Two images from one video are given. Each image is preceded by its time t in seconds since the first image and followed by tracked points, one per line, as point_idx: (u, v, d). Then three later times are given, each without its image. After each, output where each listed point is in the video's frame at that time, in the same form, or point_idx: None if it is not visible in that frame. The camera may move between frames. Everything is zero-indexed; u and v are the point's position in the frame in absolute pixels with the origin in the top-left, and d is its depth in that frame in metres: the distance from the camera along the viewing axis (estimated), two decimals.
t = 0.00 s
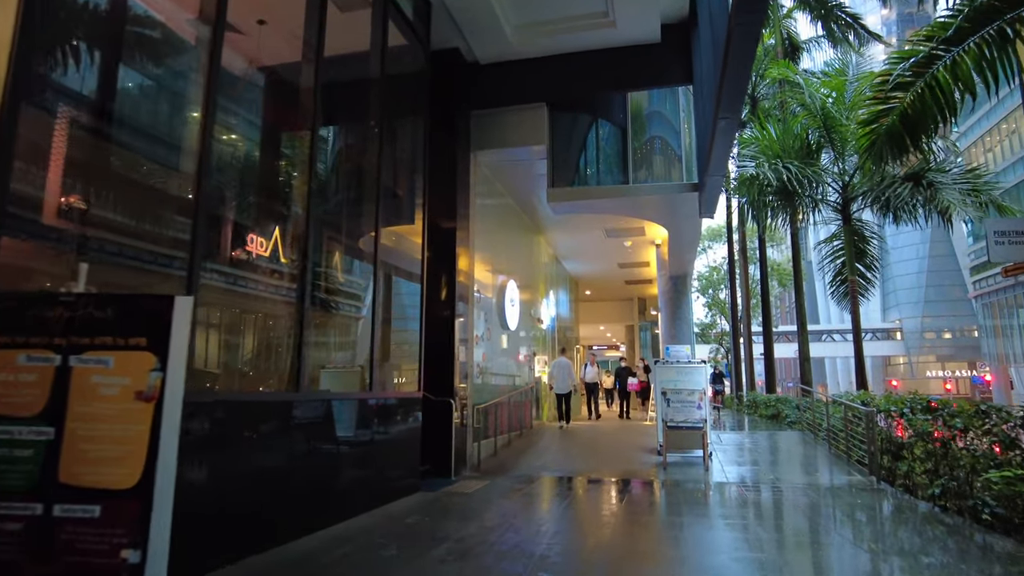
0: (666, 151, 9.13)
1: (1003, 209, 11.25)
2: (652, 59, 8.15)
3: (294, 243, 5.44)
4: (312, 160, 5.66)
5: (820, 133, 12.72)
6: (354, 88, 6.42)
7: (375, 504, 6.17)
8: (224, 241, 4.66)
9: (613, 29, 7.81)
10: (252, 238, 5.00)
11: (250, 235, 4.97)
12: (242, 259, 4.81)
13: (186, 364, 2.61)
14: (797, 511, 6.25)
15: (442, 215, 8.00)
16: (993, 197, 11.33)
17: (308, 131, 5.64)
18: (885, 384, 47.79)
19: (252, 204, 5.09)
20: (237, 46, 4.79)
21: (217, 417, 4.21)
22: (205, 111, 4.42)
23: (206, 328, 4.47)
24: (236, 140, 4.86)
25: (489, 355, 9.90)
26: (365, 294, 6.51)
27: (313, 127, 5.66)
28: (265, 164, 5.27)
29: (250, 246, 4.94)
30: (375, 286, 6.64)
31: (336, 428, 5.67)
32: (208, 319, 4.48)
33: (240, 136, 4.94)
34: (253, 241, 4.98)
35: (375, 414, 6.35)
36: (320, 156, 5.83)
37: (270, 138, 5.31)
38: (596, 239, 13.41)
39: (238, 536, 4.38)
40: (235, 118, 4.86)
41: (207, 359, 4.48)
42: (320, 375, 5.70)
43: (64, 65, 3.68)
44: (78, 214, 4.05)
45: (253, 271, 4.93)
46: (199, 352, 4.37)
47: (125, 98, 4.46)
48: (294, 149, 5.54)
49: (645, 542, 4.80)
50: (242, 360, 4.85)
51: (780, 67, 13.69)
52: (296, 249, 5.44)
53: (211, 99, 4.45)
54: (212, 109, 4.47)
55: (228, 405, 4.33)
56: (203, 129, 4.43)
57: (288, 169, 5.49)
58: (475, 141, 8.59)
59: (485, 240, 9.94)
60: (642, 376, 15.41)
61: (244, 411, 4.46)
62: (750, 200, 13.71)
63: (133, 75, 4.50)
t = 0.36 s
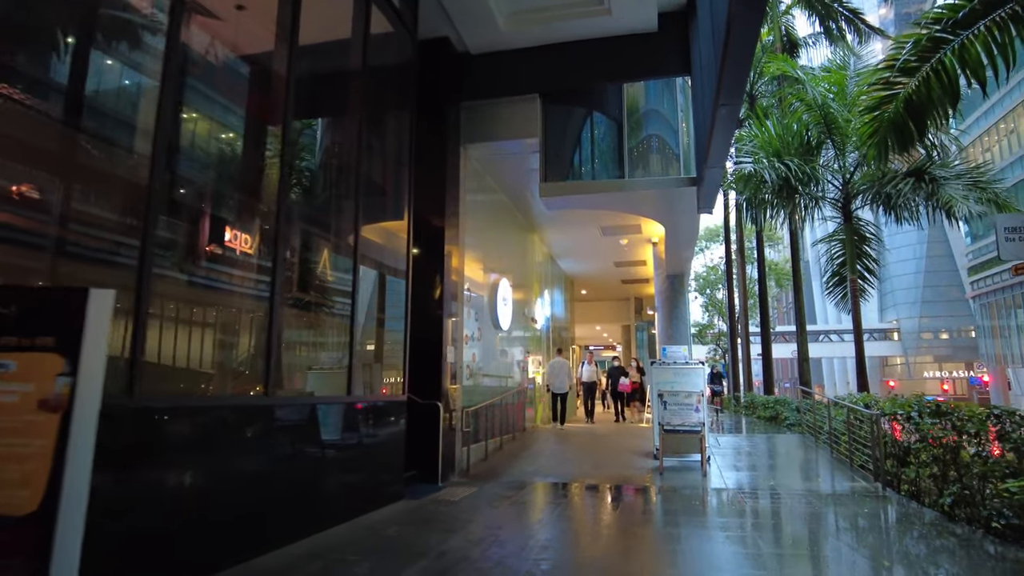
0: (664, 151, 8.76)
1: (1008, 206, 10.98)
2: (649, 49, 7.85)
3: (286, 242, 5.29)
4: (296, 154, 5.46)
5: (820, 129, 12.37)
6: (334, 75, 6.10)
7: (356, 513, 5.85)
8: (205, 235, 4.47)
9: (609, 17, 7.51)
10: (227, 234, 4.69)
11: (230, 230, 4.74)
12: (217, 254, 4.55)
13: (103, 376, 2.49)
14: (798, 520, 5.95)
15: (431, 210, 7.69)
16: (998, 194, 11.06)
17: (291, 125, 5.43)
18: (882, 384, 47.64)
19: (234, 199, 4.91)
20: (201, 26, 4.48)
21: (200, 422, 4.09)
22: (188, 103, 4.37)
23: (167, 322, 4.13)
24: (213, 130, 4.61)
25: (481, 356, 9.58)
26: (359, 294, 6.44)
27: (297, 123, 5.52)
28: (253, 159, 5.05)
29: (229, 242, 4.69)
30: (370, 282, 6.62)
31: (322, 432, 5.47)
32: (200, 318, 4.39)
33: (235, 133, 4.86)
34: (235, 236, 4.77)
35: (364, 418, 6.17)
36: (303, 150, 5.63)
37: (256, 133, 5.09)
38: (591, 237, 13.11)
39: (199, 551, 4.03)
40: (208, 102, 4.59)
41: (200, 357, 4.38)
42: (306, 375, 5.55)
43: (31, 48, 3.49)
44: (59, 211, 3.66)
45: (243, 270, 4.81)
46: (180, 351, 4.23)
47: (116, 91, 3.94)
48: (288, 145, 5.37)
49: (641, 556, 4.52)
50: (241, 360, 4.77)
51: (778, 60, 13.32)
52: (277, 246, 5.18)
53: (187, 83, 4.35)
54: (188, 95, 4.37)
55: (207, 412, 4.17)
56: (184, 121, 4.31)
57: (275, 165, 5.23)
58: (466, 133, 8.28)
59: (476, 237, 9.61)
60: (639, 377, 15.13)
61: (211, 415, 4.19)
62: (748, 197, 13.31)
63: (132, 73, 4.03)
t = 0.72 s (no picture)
0: (660, 150, 8.40)
1: (1012, 204, 10.70)
2: (643, 39, 7.55)
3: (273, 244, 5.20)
4: (274, 150, 5.28)
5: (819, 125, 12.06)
6: (312, 63, 5.78)
7: (335, 526, 5.54)
8: (177, 229, 4.20)
9: (602, 5, 7.22)
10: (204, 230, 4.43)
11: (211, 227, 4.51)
12: (188, 252, 4.26)
13: None
14: (799, 532, 5.64)
15: (415, 206, 7.37)
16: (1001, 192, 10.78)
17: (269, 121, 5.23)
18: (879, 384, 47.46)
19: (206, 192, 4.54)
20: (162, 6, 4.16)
21: (185, 426, 3.96)
22: (166, 91, 4.17)
23: (156, 322, 4.01)
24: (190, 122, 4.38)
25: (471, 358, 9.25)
26: (341, 294, 6.15)
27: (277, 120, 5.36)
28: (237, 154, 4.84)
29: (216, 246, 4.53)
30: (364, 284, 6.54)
31: (306, 438, 5.28)
32: (194, 318, 4.31)
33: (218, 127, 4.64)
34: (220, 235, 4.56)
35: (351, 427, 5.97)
36: (285, 148, 5.43)
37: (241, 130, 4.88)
38: (586, 235, 12.78)
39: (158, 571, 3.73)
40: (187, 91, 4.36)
41: (195, 356, 4.30)
42: (291, 379, 5.35)
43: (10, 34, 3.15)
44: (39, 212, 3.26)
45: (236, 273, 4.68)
46: (172, 354, 4.10)
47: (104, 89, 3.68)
48: (267, 141, 5.20)
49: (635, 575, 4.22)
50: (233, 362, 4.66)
51: (776, 55, 13.04)
52: (262, 247, 5.03)
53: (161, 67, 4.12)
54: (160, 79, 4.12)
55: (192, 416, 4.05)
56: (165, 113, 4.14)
57: (257, 159, 5.05)
58: (453, 126, 7.96)
59: (465, 235, 9.28)
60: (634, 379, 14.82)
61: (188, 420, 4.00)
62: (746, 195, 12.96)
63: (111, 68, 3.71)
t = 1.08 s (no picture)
0: (661, 147, 8.03)
1: None
2: (644, 24, 7.25)
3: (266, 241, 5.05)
4: (256, 138, 5.00)
5: (824, 118, 11.73)
6: (294, 43, 5.47)
7: (319, 531, 5.25)
8: (158, 222, 4.00)
9: None
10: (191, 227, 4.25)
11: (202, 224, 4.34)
12: (163, 242, 4.01)
13: None
14: (805, 537, 5.36)
15: (406, 197, 7.04)
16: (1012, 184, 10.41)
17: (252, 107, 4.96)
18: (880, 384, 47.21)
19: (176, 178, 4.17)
20: None
21: (171, 425, 3.80)
22: (147, 76, 3.95)
23: (154, 322, 3.95)
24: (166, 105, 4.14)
25: (465, 356, 8.94)
26: (327, 286, 5.83)
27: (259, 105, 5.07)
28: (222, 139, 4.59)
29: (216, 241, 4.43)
30: (361, 281, 6.34)
31: (293, 437, 5.04)
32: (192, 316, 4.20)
33: (201, 113, 4.40)
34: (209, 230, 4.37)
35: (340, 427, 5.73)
36: (272, 138, 5.18)
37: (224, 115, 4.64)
38: (585, 231, 12.47)
39: None
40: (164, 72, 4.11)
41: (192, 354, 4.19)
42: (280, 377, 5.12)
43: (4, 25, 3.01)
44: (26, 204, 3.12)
45: (210, 264, 4.35)
46: (171, 353, 4.04)
47: (89, 80, 3.54)
48: (249, 128, 4.95)
49: None
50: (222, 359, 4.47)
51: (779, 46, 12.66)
52: (251, 239, 4.84)
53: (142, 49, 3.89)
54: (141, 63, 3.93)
55: (179, 415, 3.89)
56: (147, 98, 3.96)
57: (239, 146, 4.80)
58: (445, 116, 7.66)
59: (459, 229, 8.97)
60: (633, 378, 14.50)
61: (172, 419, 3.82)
62: (749, 191, 12.61)
63: (105, 62, 3.65)
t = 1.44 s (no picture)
0: (659, 139, 7.76)
1: None
2: (643, 9, 6.95)
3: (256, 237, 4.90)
4: (237, 125, 4.73)
5: (828, 111, 11.39)
6: (272, 22, 5.15)
7: (297, 538, 4.95)
8: (134, 213, 3.78)
9: None
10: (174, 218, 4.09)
11: (181, 215, 4.15)
12: (135, 231, 3.77)
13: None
14: (808, 544, 5.06)
15: (394, 187, 6.74)
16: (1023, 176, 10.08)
17: (233, 94, 4.70)
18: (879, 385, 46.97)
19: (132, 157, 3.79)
20: None
21: (153, 425, 3.70)
22: (142, 70, 3.90)
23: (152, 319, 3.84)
24: (155, 96, 4.00)
25: (458, 354, 8.65)
26: (307, 277, 5.51)
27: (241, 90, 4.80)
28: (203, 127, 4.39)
29: (200, 236, 4.29)
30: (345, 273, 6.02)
31: (278, 439, 4.87)
32: (182, 314, 4.10)
33: (171, 93, 4.10)
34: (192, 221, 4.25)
35: (331, 426, 5.57)
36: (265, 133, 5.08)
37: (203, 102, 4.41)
38: (583, 227, 12.17)
39: None
40: (135, 51, 3.86)
41: (187, 353, 4.10)
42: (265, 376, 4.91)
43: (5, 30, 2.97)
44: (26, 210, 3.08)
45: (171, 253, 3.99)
46: (178, 351, 4.03)
47: (86, 79, 3.53)
48: (234, 116, 4.71)
49: None
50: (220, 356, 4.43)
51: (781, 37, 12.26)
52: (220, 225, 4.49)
53: (132, 43, 3.86)
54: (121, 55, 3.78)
55: (141, 415, 3.60)
56: (137, 89, 3.87)
57: (218, 135, 4.53)
58: (437, 103, 7.36)
59: (452, 223, 8.67)
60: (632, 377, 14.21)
61: (152, 418, 3.69)
62: (751, 185, 12.27)
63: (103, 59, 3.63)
